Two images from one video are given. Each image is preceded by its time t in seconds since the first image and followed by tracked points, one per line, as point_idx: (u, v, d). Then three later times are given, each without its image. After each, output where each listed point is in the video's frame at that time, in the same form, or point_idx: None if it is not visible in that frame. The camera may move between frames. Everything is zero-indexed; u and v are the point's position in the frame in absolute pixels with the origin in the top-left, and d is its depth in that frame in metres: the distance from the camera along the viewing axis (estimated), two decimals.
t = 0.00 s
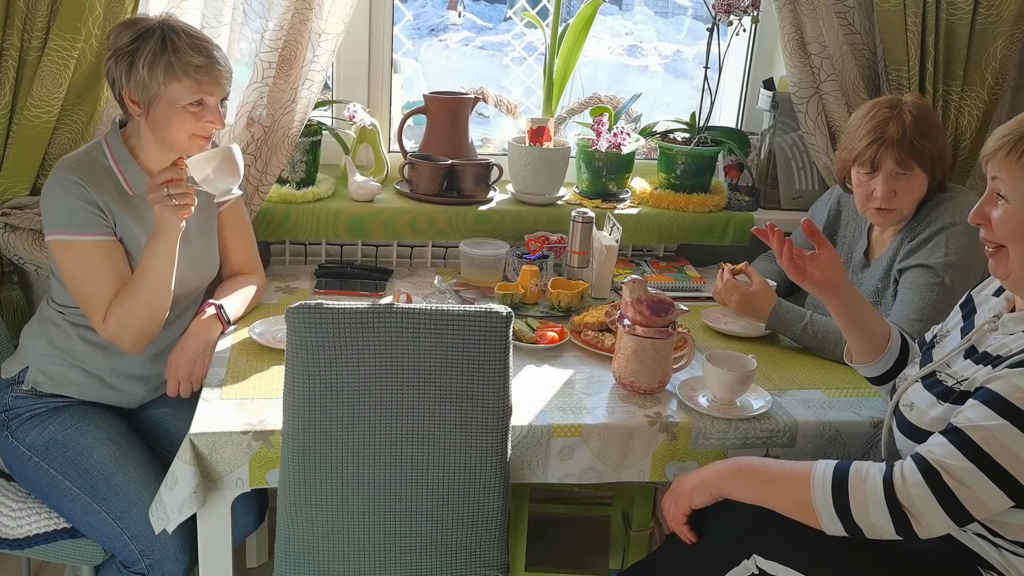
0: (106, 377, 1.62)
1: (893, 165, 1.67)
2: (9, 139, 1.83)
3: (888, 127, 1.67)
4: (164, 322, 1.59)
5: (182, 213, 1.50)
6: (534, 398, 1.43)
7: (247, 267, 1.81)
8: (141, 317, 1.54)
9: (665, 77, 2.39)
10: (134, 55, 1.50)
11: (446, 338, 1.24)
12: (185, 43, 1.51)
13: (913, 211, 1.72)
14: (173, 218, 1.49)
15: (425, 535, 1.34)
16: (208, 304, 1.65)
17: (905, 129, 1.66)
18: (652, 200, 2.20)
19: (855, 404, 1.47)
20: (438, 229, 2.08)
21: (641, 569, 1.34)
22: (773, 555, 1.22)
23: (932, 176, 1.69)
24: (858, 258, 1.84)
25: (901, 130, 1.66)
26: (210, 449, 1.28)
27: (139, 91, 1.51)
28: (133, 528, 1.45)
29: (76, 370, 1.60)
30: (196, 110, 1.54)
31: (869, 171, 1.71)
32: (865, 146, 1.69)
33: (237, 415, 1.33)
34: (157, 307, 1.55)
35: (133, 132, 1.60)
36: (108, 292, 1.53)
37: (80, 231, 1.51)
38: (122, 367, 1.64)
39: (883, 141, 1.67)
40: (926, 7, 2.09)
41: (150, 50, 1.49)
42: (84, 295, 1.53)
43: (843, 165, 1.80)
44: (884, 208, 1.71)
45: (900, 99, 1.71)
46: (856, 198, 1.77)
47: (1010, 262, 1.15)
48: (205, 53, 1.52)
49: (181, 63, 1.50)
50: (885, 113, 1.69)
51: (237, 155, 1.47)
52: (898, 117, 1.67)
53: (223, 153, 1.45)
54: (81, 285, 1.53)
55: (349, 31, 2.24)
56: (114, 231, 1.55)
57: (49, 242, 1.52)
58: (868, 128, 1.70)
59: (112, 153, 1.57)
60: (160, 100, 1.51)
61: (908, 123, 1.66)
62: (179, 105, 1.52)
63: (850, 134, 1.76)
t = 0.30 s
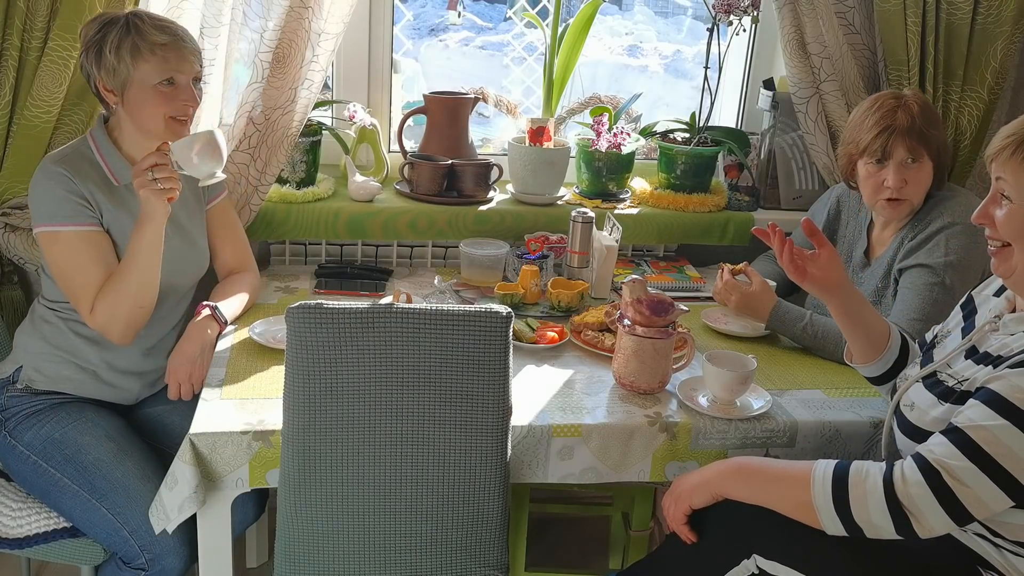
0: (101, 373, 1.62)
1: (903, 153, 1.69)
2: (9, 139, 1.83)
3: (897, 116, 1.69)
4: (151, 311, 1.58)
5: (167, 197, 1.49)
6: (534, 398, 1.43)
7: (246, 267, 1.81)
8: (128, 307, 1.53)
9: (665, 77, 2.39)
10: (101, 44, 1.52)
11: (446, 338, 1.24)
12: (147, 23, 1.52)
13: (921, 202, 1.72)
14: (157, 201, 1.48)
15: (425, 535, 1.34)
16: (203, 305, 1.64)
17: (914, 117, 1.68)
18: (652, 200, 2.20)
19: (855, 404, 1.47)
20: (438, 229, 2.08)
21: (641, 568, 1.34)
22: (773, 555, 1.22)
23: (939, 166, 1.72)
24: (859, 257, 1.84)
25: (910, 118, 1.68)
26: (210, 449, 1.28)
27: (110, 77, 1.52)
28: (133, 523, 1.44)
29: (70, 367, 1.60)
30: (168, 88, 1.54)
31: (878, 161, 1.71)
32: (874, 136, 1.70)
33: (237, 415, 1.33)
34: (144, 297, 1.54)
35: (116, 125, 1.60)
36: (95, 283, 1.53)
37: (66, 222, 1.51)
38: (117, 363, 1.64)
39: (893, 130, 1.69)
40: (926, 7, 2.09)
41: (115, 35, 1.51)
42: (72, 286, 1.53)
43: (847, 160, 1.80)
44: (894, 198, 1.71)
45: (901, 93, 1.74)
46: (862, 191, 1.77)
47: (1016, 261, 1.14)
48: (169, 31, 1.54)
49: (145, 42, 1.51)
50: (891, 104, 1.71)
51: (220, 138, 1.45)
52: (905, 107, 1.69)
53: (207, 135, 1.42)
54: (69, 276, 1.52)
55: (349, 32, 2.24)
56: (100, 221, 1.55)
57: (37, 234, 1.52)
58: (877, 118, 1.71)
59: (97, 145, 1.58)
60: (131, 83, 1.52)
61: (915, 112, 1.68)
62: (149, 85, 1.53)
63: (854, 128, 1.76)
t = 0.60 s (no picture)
0: (98, 373, 1.62)
1: (909, 145, 1.69)
2: (9, 140, 1.83)
3: (903, 109, 1.70)
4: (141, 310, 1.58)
5: (161, 195, 1.49)
6: (534, 398, 1.43)
7: (246, 266, 1.81)
8: (119, 306, 1.53)
9: (665, 77, 2.39)
10: (80, 33, 1.53)
11: (446, 338, 1.24)
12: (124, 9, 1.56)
13: (925, 197, 1.72)
14: (152, 199, 1.48)
15: (425, 536, 1.34)
16: (201, 305, 1.64)
17: (919, 111, 1.69)
18: (652, 200, 2.20)
19: (855, 404, 1.47)
20: (437, 229, 2.08)
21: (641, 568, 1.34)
22: (773, 555, 1.21)
23: (943, 162, 1.72)
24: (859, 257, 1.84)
25: (915, 111, 1.69)
26: (210, 449, 1.28)
27: (95, 59, 1.53)
28: (137, 518, 1.45)
29: (67, 367, 1.60)
30: (149, 58, 1.54)
31: (883, 155, 1.71)
32: (879, 129, 1.71)
33: (237, 415, 1.33)
34: (136, 294, 1.53)
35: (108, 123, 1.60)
36: (85, 280, 1.52)
37: (57, 218, 1.50)
38: (114, 363, 1.64)
39: (899, 122, 1.69)
40: (926, 6, 2.09)
41: (93, 23, 1.53)
42: (63, 283, 1.52)
43: (851, 156, 1.80)
44: (899, 192, 1.70)
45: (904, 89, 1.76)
46: (866, 187, 1.76)
47: None
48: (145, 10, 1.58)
49: (122, 17, 1.54)
50: (895, 98, 1.72)
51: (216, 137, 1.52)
52: (910, 100, 1.71)
53: (205, 135, 1.49)
54: (59, 273, 1.52)
55: (349, 32, 2.24)
56: (90, 218, 1.55)
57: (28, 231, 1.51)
58: (882, 111, 1.71)
59: (89, 141, 1.58)
60: (115, 60, 1.52)
61: (920, 105, 1.70)
62: (133, 57, 1.53)
63: (858, 123, 1.77)
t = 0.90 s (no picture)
0: (97, 374, 1.62)
1: (912, 143, 1.69)
2: (9, 139, 1.83)
3: (905, 106, 1.70)
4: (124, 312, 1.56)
5: (144, 201, 1.46)
6: (535, 398, 1.43)
7: (247, 267, 1.82)
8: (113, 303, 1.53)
9: (665, 77, 2.39)
10: (89, 35, 1.53)
11: (446, 338, 1.24)
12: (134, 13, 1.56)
13: (927, 195, 1.72)
14: (133, 205, 1.46)
15: (425, 536, 1.34)
16: (202, 305, 1.64)
17: (922, 108, 1.69)
18: (653, 200, 2.20)
19: (855, 404, 1.47)
20: (438, 229, 2.08)
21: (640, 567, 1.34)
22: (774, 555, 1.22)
23: (944, 161, 1.72)
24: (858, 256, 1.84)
25: (917, 109, 1.69)
26: (210, 449, 1.28)
27: (102, 65, 1.53)
28: (136, 518, 1.45)
29: (65, 367, 1.60)
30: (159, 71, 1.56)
31: (886, 152, 1.71)
32: (882, 127, 1.71)
33: (237, 414, 1.33)
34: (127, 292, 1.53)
35: (105, 122, 1.60)
36: (73, 280, 1.53)
37: (48, 217, 1.51)
38: (112, 363, 1.64)
39: (901, 120, 1.69)
40: (926, 7, 2.09)
41: (102, 27, 1.53)
42: (53, 280, 1.53)
43: (852, 154, 1.80)
44: (902, 189, 1.70)
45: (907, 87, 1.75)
46: (869, 185, 1.76)
47: None
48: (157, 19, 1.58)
49: (135, 26, 1.54)
50: (898, 95, 1.72)
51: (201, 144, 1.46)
52: (912, 98, 1.71)
53: (189, 141, 1.43)
54: (48, 271, 1.53)
55: (349, 32, 2.24)
56: (81, 219, 1.54)
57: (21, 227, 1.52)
58: (884, 109, 1.72)
59: (84, 141, 1.58)
60: (125, 68, 1.53)
61: (923, 103, 1.70)
62: (142, 68, 1.54)
63: (860, 120, 1.77)
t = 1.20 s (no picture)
0: (100, 376, 1.62)
1: (912, 143, 1.69)
2: (9, 139, 1.83)
3: (905, 107, 1.70)
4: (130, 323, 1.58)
5: (148, 219, 1.47)
6: (535, 398, 1.43)
7: (249, 267, 1.82)
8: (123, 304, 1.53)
9: (665, 77, 2.39)
10: (101, 45, 1.51)
11: (446, 338, 1.24)
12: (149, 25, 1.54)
13: (928, 195, 1.72)
14: (138, 223, 1.46)
15: (425, 536, 1.34)
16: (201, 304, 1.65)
17: (921, 108, 1.69)
18: (653, 200, 2.20)
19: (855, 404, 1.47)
20: (438, 229, 2.08)
21: (640, 567, 1.34)
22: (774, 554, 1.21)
23: (944, 161, 1.72)
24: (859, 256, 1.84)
25: (917, 109, 1.69)
26: (210, 449, 1.28)
27: (113, 78, 1.51)
28: (137, 520, 1.45)
29: (67, 368, 1.60)
30: (172, 88, 1.55)
31: (886, 153, 1.71)
32: (882, 127, 1.71)
33: (237, 415, 1.33)
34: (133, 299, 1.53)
35: (111, 128, 1.60)
36: (78, 289, 1.53)
37: (54, 228, 1.50)
38: (115, 365, 1.64)
39: (901, 120, 1.69)
40: (926, 7, 2.09)
41: (116, 38, 1.51)
42: (56, 288, 1.53)
43: (852, 154, 1.80)
44: (903, 190, 1.70)
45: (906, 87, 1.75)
46: (869, 185, 1.76)
47: None
48: (170, 30, 1.56)
49: (148, 41, 1.53)
50: (898, 95, 1.72)
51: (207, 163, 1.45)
52: (912, 98, 1.71)
53: (194, 160, 1.41)
54: (52, 280, 1.52)
55: (349, 32, 2.24)
56: (87, 229, 1.54)
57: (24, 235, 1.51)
58: (884, 109, 1.72)
59: (90, 149, 1.57)
60: (136, 83, 1.52)
61: (923, 103, 1.70)
62: (153, 85, 1.53)
63: (860, 121, 1.77)
